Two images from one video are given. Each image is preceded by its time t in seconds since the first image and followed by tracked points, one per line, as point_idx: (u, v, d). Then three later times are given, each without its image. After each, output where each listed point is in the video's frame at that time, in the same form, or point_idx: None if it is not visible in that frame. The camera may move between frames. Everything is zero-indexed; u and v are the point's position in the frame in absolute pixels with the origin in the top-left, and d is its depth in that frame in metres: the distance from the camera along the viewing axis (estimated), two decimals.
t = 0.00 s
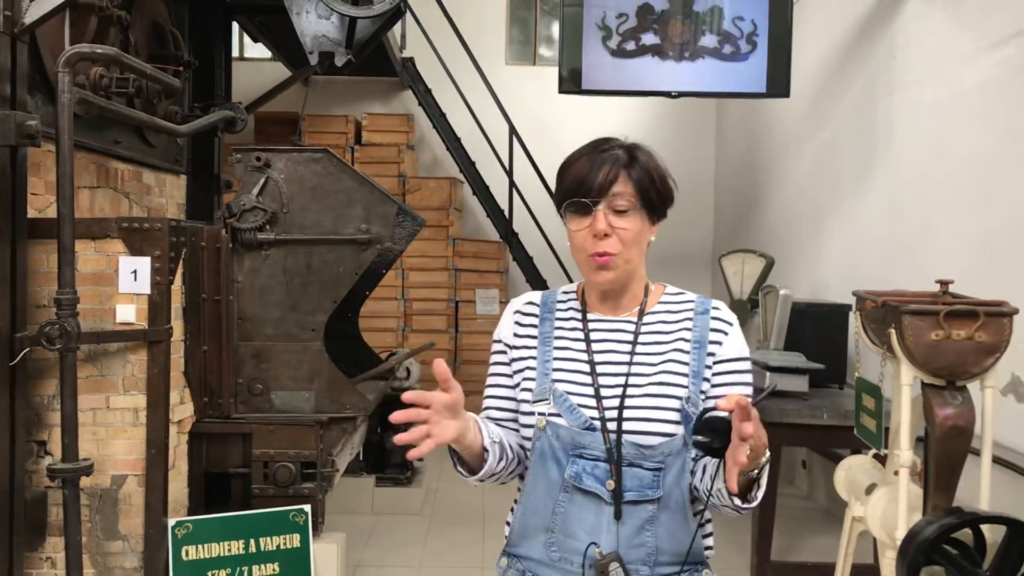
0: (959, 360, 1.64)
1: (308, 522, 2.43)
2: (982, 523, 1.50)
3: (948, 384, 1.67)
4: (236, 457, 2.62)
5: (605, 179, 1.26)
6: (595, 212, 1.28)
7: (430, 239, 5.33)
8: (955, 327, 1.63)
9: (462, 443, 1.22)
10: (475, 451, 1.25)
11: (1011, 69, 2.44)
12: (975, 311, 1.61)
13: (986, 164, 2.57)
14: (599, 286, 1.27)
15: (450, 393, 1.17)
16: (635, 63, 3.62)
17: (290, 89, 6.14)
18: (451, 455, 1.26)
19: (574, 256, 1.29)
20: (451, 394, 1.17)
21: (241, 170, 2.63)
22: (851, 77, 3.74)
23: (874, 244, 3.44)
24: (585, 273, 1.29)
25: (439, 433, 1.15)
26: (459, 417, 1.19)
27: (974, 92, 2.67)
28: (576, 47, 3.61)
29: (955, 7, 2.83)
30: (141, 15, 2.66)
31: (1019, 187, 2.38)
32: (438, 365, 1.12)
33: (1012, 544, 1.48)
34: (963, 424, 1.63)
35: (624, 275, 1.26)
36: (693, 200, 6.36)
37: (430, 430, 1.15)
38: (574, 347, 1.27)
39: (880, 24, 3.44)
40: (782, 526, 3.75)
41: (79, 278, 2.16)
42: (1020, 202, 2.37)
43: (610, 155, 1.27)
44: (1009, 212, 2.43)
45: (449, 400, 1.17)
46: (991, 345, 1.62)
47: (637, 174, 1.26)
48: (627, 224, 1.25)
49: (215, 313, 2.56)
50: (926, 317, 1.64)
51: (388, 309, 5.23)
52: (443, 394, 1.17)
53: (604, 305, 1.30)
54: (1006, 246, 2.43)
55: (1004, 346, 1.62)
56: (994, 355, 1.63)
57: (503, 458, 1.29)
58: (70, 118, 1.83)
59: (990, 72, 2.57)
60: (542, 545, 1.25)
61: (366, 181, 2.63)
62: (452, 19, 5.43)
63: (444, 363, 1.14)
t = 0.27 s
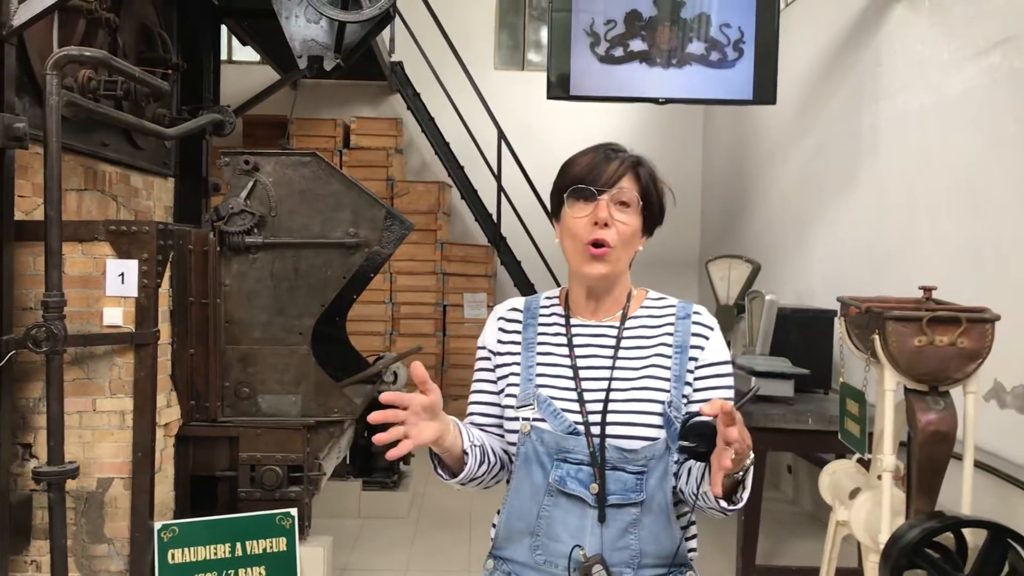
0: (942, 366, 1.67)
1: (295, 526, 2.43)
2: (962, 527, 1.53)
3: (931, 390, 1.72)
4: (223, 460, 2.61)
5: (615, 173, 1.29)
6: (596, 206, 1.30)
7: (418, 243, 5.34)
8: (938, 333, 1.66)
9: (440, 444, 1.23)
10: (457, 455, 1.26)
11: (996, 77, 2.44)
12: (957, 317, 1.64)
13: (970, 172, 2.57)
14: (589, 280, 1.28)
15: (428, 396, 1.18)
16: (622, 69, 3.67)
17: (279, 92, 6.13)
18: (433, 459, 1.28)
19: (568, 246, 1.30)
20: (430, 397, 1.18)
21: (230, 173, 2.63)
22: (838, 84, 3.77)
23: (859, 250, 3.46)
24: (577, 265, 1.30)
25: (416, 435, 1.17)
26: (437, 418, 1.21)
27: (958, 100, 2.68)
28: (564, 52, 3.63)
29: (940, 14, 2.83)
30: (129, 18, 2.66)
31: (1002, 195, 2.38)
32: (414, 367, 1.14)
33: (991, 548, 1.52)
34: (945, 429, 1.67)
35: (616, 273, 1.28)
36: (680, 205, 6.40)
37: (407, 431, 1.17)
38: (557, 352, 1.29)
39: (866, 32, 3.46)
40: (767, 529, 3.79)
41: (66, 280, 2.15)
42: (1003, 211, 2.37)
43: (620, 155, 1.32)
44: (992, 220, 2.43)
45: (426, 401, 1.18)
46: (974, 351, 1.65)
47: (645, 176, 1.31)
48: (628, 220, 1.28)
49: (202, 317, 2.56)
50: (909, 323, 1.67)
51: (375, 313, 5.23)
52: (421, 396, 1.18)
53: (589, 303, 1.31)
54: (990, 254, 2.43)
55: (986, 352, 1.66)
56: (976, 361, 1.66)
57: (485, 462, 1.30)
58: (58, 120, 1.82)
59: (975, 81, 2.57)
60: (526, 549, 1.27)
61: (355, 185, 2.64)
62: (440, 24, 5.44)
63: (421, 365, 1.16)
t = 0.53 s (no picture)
0: (931, 370, 1.69)
1: (284, 528, 2.43)
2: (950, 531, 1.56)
3: (919, 394, 1.74)
4: (212, 463, 2.61)
5: (607, 175, 1.31)
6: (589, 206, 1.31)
7: (409, 245, 5.34)
8: (927, 338, 1.68)
9: (429, 449, 1.24)
10: (445, 459, 1.27)
11: (984, 84, 2.45)
12: (945, 323, 1.66)
13: (958, 178, 2.59)
14: (580, 279, 1.29)
15: (417, 403, 1.19)
16: (613, 74, 3.58)
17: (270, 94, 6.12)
18: (421, 464, 1.28)
19: (559, 245, 1.30)
20: (420, 404, 1.19)
21: (221, 175, 2.63)
22: (828, 90, 3.79)
23: (849, 255, 3.48)
24: (567, 263, 1.30)
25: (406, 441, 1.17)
26: (425, 423, 1.21)
27: (947, 106, 2.69)
28: (555, 56, 3.58)
29: (928, 21, 2.84)
30: (120, 19, 2.66)
31: (991, 201, 2.39)
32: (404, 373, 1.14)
33: (977, 554, 1.55)
34: (932, 434, 1.70)
35: (607, 272, 1.29)
36: (670, 209, 6.43)
37: (397, 437, 1.17)
38: (547, 356, 1.30)
39: (856, 38, 3.48)
40: (756, 533, 3.81)
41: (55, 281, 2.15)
42: (992, 217, 2.38)
43: (613, 158, 1.34)
44: (981, 225, 2.44)
45: (414, 407, 1.18)
46: (962, 356, 1.67)
47: (638, 181, 1.34)
48: (620, 220, 1.29)
49: (192, 319, 2.56)
50: (898, 327, 1.70)
51: (366, 316, 5.22)
52: (410, 402, 1.19)
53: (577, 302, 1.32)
54: (978, 260, 2.45)
55: (974, 357, 1.68)
56: (965, 366, 1.68)
57: (473, 467, 1.31)
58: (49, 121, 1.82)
59: (963, 87, 2.59)
60: (518, 552, 1.29)
61: (346, 188, 2.64)
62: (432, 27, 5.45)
63: (410, 371, 1.16)
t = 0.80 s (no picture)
0: (919, 372, 1.71)
1: (273, 529, 2.43)
2: (937, 532, 1.58)
3: (907, 396, 1.77)
4: (201, 463, 2.62)
5: (599, 178, 1.31)
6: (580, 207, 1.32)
7: (399, 246, 5.34)
8: (915, 340, 1.71)
9: (411, 445, 1.25)
10: (428, 458, 1.28)
11: (973, 89, 2.49)
12: (934, 325, 1.69)
13: (947, 181, 2.62)
14: (571, 278, 1.31)
15: (400, 401, 1.20)
16: (605, 76, 3.57)
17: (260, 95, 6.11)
18: (406, 462, 1.30)
19: (551, 245, 1.31)
20: (402, 402, 1.20)
21: (211, 175, 2.63)
22: (818, 93, 3.83)
23: (839, 257, 3.51)
24: (559, 263, 1.31)
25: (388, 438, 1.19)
26: (407, 420, 1.22)
27: (936, 110, 2.72)
28: (547, 57, 3.59)
29: (918, 26, 2.88)
30: (111, 19, 2.66)
31: (979, 204, 2.43)
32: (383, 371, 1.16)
33: (964, 555, 1.58)
34: (920, 435, 1.72)
35: (598, 272, 1.30)
36: (660, 212, 6.46)
37: (379, 434, 1.19)
38: (538, 355, 1.31)
39: (846, 42, 3.51)
40: (744, 535, 3.83)
41: (44, 281, 2.16)
42: (981, 220, 2.41)
43: (604, 159, 1.35)
44: (969, 229, 2.47)
45: (395, 404, 1.19)
46: (950, 359, 1.70)
47: (629, 182, 1.34)
48: (612, 224, 1.30)
49: (181, 319, 2.56)
50: (887, 330, 1.72)
51: (356, 317, 5.22)
52: (391, 399, 1.20)
53: (568, 303, 1.34)
54: (966, 262, 2.48)
55: (962, 360, 1.71)
56: (953, 369, 1.71)
57: (457, 467, 1.32)
58: (39, 120, 1.82)
59: (952, 92, 2.62)
60: (508, 552, 1.30)
61: (337, 189, 2.64)
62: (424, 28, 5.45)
63: (390, 369, 1.17)
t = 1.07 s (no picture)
0: (909, 373, 1.73)
1: (266, 528, 2.42)
2: (927, 532, 1.60)
3: (897, 397, 1.77)
4: (193, 463, 2.60)
5: (583, 173, 1.33)
6: (567, 204, 1.33)
7: (392, 246, 5.35)
8: (905, 341, 1.73)
9: (407, 439, 1.25)
10: (422, 454, 1.28)
11: (964, 92, 2.51)
12: (924, 327, 1.71)
13: (939, 183, 2.64)
14: (566, 273, 1.31)
15: (399, 392, 1.20)
16: (598, 77, 3.61)
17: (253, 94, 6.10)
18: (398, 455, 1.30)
19: (540, 244, 1.32)
20: (402, 392, 1.20)
21: (204, 175, 2.63)
22: (811, 94, 3.85)
23: (830, 258, 3.54)
24: (551, 259, 1.31)
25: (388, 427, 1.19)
26: (405, 412, 1.23)
27: (928, 113, 2.74)
28: (540, 57, 3.59)
29: (910, 28, 2.90)
30: (105, 17, 2.65)
31: (970, 206, 2.45)
32: (386, 361, 1.15)
33: (955, 554, 1.59)
34: (910, 436, 1.73)
35: (591, 265, 1.31)
36: (653, 213, 6.49)
37: (380, 424, 1.18)
38: (529, 357, 1.32)
39: (839, 44, 3.53)
40: (735, 535, 3.85)
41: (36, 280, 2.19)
42: (972, 222, 2.43)
43: (586, 156, 1.36)
44: (960, 231, 2.50)
45: (396, 395, 1.20)
46: (940, 360, 1.72)
47: (611, 175, 1.36)
48: (600, 217, 1.32)
49: (174, 318, 2.56)
50: (878, 331, 1.73)
51: (349, 317, 5.22)
52: (391, 391, 1.20)
53: (559, 300, 1.35)
54: (957, 264, 2.50)
55: (951, 361, 1.72)
56: (942, 370, 1.73)
57: (451, 466, 1.34)
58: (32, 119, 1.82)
59: (943, 94, 2.64)
60: (498, 553, 1.30)
61: (330, 188, 2.64)
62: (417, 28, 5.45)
63: (391, 361, 1.17)
